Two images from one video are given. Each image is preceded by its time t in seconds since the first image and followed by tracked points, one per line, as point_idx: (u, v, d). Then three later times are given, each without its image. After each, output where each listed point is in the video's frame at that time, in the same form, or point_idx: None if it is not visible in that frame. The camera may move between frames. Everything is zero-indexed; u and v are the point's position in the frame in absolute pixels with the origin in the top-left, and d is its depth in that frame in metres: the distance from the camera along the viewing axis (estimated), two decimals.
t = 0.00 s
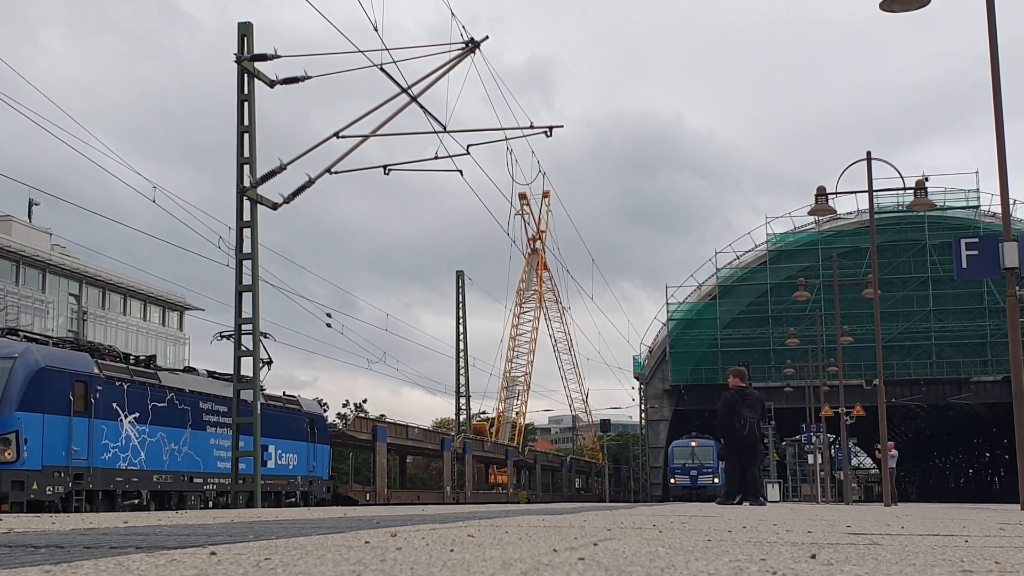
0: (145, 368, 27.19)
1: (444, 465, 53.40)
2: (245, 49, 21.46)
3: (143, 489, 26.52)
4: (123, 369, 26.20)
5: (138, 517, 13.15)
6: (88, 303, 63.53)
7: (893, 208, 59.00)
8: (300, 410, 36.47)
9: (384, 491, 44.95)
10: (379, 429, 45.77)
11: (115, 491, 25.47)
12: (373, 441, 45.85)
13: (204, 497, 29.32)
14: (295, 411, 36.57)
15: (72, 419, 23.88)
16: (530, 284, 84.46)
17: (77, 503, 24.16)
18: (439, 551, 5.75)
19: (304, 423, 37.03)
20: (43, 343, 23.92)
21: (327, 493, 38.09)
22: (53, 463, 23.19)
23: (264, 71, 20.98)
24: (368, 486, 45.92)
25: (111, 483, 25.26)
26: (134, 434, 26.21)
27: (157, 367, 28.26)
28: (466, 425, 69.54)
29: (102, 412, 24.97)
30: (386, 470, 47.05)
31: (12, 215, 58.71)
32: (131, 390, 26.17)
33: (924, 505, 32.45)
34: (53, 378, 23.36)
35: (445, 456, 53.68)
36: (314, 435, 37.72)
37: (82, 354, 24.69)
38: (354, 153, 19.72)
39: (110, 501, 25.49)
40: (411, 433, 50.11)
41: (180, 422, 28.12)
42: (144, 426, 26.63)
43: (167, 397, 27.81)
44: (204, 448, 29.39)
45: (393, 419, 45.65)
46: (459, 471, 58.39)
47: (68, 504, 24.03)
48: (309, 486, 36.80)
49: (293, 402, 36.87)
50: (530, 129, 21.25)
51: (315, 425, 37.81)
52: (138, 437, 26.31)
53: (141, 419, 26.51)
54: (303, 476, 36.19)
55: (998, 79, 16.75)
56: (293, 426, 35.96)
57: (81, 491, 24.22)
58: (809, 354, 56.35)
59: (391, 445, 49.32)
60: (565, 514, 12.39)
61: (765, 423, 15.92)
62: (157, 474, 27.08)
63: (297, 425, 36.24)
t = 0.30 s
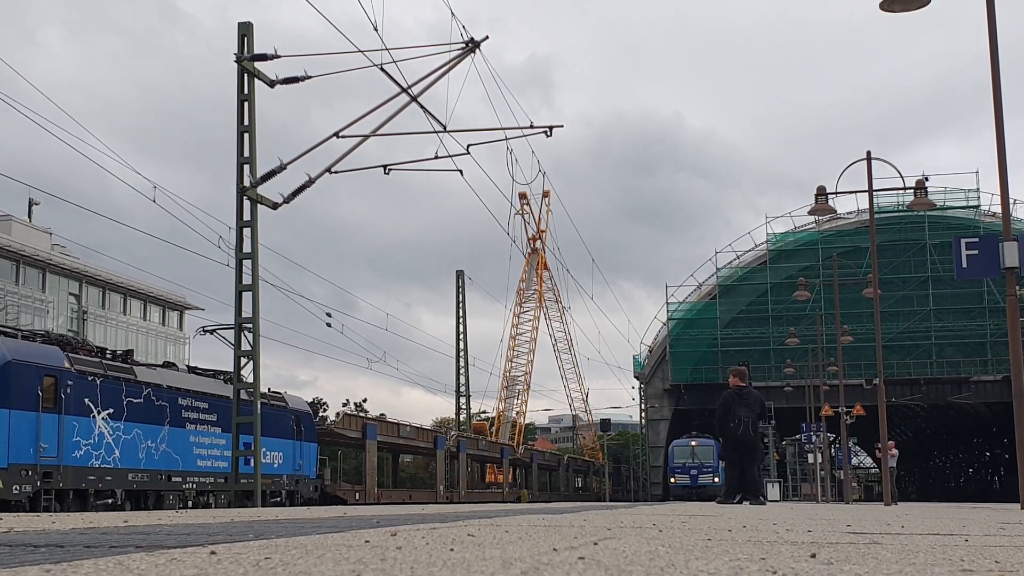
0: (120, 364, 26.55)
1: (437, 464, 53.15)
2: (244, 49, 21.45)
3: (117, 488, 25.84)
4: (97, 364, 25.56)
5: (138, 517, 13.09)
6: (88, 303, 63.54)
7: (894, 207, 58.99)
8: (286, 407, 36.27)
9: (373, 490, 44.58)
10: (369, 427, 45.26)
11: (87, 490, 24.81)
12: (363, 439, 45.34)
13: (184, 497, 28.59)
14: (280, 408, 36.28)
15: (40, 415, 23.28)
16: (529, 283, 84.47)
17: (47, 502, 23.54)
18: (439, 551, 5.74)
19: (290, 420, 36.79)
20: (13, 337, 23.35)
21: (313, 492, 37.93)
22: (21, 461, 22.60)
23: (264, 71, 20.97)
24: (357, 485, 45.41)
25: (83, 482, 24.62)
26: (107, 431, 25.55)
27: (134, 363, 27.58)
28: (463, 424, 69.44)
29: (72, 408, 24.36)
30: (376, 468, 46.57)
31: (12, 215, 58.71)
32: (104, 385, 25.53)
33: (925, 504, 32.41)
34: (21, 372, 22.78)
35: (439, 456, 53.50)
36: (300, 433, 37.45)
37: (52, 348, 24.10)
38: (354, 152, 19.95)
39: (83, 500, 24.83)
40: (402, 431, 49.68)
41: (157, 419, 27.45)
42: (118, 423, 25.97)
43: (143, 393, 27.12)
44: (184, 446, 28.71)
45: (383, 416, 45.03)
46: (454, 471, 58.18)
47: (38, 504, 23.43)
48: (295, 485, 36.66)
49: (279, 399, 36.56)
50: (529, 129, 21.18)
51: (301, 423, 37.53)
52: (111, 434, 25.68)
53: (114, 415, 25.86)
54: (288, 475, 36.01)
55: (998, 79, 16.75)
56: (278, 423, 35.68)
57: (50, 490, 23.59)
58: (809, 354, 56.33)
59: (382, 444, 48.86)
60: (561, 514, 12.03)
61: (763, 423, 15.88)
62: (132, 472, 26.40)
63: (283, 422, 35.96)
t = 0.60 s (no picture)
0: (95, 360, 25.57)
1: (430, 464, 53.06)
2: (245, 50, 21.47)
3: (89, 489, 24.93)
4: (69, 359, 24.57)
5: (136, 517, 13.12)
6: (88, 304, 63.54)
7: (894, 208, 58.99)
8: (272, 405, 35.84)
9: (365, 492, 43.87)
10: (360, 426, 44.85)
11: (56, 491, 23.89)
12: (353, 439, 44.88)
13: (161, 498, 27.71)
14: (266, 406, 35.85)
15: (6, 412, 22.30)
16: (530, 284, 84.54)
17: (14, 503, 22.61)
18: (439, 551, 5.75)
19: (276, 418, 36.43)
20: None
21: (300, 494, 37.63)
22: None
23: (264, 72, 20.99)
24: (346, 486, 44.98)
25: (53, 482, 23.68)
26: (79, 430, 24.61)
27: (108, 359, 26.64)
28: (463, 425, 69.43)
29: (41, 405, 23.36)
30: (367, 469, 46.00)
31: (12, 215, 58.71)
32: (76, 382, 24.55)
33: (925, 504, 32.42)
34: None
35: (431, 456, 53.46)
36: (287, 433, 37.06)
37: (21, 342, 23.07)
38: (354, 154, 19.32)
39: (52, 501, 23.93)
40: (393, 431, 49.39)
41: (132, 418, 26.51)
42: (90, 421, 25.03)
43: (118, 390, 26.17)
44: (162, 445, 27.79)
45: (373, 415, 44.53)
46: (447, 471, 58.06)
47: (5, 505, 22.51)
48: (281, 486, 36.35)
49: (265, 397, 36.01)
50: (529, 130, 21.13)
51: (287, 422, 37.12)
52: (83, 433, 24.75)
53: (87, 413, 24.90)
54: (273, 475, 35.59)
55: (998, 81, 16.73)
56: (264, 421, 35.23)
57: (17, 491, 22.65)
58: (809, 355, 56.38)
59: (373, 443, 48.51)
60: (575, 514, 12.51)
61: (762, 424, 15.88)
62: (105, 473, 25.48)
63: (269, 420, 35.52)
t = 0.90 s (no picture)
0: (65, 356, 25.22)
1: (422, 464, 52.85)
2: (244, 49, 21.35)
3: (58, 489, 24.53)
4: (37, 355, 24.22)
5: (132, 519, 13.00)
6: (87, 305, 63.41)
7: (895, 208, 58.86)
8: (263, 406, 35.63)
9: (353, 493, 43.77)
10: (348, 425, 44.57)
11: (24, 491, 23.50)
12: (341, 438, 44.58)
13: (136, 499, 27.33)
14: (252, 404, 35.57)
15: None
16: (529, 285, 84.37)
17: None
18: (439, 555, 5.60)
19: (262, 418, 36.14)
20: None
21: (284, 494, 37.53)
22: None
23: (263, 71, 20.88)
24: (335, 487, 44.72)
25: (20, 482, 23.30)
26: (47, 428, 24.24)
27: (80, 355, 26.44)
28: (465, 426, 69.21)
29: (7, 402, 22.95)
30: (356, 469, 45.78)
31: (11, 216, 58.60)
32: (45, 377, 24.21)
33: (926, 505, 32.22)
34: None
35: (424, 456, 53.26)
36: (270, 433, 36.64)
37: None
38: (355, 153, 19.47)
39: (18, 502, 23.53)
40: (384, 431, 49.07)
41: (105, 416, 26.16)
42: (59, 419, 24.66)
43: (90, 386, 25.80)
44: (136, 445, 27.41)
45: (361, 414, 44.24)
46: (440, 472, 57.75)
47: None
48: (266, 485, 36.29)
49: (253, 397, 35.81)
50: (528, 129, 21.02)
51: (272, 420, 36.99)
52: (52, 431, 24.40)
53: (56, 410, 24.53)
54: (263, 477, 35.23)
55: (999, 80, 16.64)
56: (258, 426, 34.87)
57: None
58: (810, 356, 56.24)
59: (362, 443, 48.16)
60: (562, 516, 11.65)
61: (762, 424, 15.74)
62: (74, 473, 25.08)
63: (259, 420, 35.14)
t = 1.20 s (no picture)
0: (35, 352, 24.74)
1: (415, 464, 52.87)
2: (244, 50, 21.34)
3: (28, 488, 24.00)
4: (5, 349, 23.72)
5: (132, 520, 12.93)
6: (87, 305, 63.43)
7: (894, 209, 58.87)
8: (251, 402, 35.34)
9: (342, 493, 43.64)
10: (337, 424, 44.46)
11: None
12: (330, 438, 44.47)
13: (111, 499, 26.86)
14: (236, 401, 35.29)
15: None
16: (529, 285, 84.34)
17: None
18: (439, 555, 5.59)
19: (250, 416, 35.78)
20: None
21: (271, 494, 37.44)
22: None
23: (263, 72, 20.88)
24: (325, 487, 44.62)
25: None
26: (16, 425, 23.73)
27: (52, 351, 25.98)
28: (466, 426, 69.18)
29: None
30: (345, 469, 45.62)
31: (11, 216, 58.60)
32: (14, 372, 23.70)
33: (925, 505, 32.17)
34: None
35: (416, 455, 53.26)
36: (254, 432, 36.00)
37: None
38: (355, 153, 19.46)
39: None
40: (375, 430, 48.94)
41: (77, 413, 25.73)
42: (29, 416, 24.17)
43: (60, 381, 25.33)
44: (109, 444, 26.95)
45: (350, 413, 44.12)
46: (433, 472, 57.62)
47: None
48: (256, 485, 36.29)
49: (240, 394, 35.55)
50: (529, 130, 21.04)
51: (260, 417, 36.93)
52: (20, 428, 23.84)
53: (25, 407, 24.03)
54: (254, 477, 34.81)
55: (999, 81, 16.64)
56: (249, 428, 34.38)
57: None
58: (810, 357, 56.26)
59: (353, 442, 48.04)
60: (562, 515, 11.82)
61: (762, 424, 15.73)
62: (45, 471, 24.55)
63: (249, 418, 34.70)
